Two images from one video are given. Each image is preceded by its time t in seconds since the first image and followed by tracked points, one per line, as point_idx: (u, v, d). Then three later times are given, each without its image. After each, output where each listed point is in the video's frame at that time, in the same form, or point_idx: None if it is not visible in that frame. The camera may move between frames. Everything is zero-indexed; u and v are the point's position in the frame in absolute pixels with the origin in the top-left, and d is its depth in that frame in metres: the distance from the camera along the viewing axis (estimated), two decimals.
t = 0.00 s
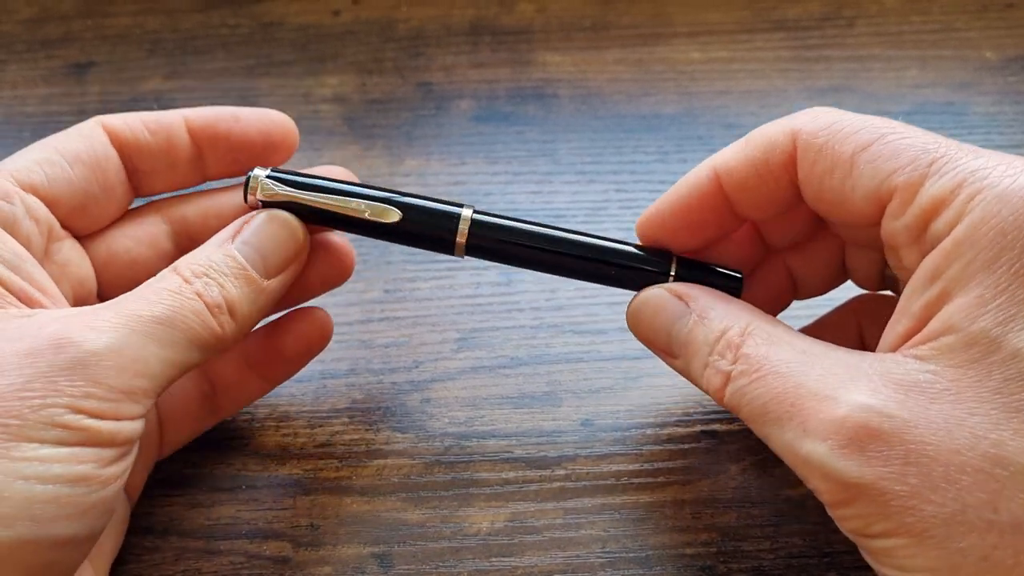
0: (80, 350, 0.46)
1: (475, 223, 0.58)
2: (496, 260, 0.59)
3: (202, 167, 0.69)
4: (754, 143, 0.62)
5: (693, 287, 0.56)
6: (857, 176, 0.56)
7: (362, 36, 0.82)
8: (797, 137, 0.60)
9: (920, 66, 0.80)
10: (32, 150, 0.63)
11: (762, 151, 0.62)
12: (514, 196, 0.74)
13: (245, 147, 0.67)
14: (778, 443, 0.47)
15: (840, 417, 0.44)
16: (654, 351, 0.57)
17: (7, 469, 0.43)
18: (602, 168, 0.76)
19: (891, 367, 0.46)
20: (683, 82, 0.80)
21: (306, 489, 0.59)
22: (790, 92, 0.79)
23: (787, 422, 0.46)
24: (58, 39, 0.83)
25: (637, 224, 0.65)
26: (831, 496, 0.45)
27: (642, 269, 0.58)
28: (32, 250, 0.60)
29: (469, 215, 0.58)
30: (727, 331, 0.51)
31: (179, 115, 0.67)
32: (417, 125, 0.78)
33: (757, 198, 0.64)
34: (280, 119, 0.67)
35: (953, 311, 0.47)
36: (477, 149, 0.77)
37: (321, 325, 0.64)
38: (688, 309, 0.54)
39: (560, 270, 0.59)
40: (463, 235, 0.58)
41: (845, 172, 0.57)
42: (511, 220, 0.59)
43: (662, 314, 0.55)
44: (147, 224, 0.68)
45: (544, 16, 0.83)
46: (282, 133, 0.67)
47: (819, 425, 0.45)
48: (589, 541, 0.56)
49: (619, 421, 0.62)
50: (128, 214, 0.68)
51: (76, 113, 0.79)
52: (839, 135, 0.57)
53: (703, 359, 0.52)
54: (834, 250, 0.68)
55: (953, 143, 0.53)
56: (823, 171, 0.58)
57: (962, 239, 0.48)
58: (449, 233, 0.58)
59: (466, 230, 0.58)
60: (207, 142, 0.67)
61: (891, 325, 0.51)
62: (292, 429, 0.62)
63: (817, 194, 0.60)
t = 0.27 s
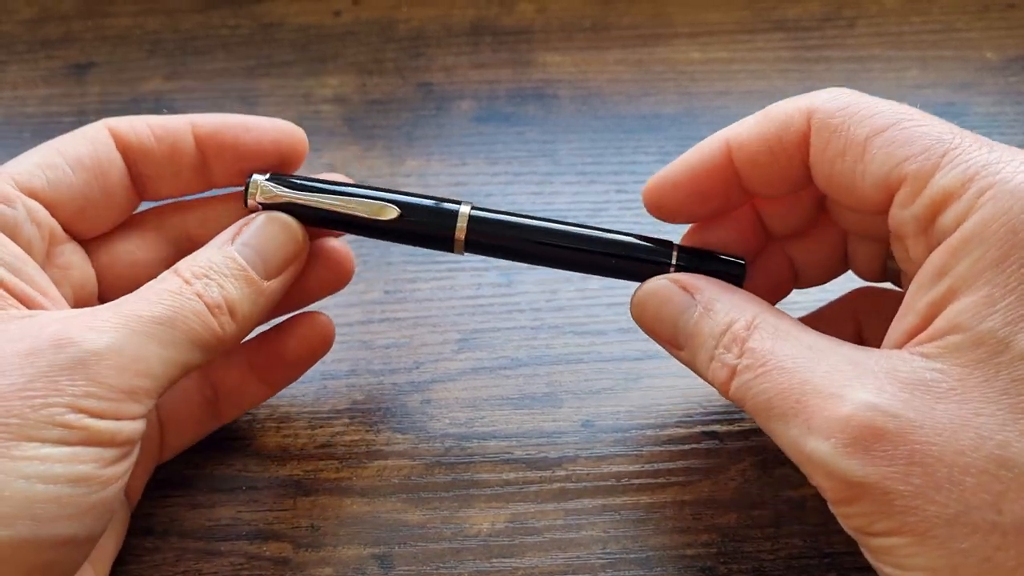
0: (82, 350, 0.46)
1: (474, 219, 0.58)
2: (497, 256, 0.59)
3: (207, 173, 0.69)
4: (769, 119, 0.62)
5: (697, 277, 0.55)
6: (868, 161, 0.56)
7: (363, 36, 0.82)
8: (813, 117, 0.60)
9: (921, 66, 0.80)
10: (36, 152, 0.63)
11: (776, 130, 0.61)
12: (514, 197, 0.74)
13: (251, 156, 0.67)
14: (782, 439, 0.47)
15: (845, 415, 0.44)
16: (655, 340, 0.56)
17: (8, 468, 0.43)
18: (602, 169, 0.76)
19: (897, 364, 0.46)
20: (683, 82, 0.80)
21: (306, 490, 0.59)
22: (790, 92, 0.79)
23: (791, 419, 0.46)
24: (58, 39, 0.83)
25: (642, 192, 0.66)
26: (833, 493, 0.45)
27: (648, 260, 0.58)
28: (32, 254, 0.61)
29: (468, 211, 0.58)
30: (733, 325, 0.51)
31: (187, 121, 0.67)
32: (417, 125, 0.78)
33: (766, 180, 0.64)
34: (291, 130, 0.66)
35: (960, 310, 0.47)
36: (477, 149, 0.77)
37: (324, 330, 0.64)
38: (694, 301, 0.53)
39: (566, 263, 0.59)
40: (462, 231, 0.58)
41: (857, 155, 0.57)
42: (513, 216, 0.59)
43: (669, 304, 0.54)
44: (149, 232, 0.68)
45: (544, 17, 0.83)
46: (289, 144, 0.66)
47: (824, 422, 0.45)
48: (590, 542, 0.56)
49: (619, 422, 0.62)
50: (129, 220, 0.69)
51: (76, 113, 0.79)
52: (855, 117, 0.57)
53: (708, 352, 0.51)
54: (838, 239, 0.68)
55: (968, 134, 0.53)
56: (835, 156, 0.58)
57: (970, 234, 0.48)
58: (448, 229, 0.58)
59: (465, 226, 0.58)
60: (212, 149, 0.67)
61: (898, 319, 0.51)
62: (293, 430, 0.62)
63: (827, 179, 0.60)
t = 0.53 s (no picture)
0: (74, 343, 0.46)
1: (469, 210, 0.58)
2: (493, 247, 0.59)
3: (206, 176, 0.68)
4: (770, 117, 0.62)
5: (703, 269, 0.55)
6: (869, 160, 0.56)
7: (363, 37, 0.83)
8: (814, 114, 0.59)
9: (921, 66, 0.80)
10: (37, 152, 0.63)
11: (777, 127, 0.61)
12: (514, 196, 0.74)
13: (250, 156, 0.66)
14: (784, 434, 0.47)
15: (846, 411, 0.44)
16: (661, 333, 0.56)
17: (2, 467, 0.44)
18: (602, 169, 0.76)
19: (900, 361, 0.46)
20: (684, 82, 0.80)
21: (306, 489, 0.59)
22: (791, 92, 0.79)
23: (794, 414, 0.46)
24: (58, 39, 0.83)
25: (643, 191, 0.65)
26: (834, 489, 0.45)
27: (650, 252, 0.58)
28: (31, 254, 0.61)
29: (464, 202, 0.58)
30: (738, 320, 0.50)
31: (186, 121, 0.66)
32: (418, 125, 0.78)
33: (767, 177, 0.64)
34: (289, 132, 0.66)
35: (963, 307, 0.47)
36: (477, 149, 0.76)
37: (324, 330, 0.63)
38: (699, 294, 0.53)
39: (568, 255, 0.59)
40: (458, 222, 0.58)
41: (858, 154, 0.57)
42: (510, 207, 0.59)
43: (672, 298, 0.53)
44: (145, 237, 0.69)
45: (544, 17, 0.83)
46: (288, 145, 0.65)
47: (825, 418, 0.45)
48: (590, 541, 0.56)
49: (619, 421, 0.62)
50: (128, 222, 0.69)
51: (76, 113, 0.79)
52: (856, 115, 0.57)
53: (712, 345, 0.51)
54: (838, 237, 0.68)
55: (969, 132, 0.53)
56: (836, 153, 0.58)
57: (972, 232, 0.48)
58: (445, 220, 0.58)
59: (460, 217, 0.58)
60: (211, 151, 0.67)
61: (899, 319, 0.51)
62: (293, 430, 0.62)
63: (828, 177, 0.60)
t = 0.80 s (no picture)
0: (60, 333, 0.46)
1: (467, 210, 0.58)
2: (490, 245, 0.59)
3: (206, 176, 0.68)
4: (767, 120, 0.62)
5: (705, 266, 0.55)
6: (867, 162, 0.56)
7: (363, 37, 0.82)
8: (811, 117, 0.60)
9: (921, 66, 0.80)
10: (38, 154, 0.63)
11: (774, 129, 0.61)
12: (514, 196, 0.74)
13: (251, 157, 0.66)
14: (785, 432, 0.47)
15: (846, 410, 0.44)
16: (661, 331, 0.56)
17: None
18: (602, 169, 0.76)
19: (900, 362, 0.46)
20: (684, 82, 0.80)
21: (306, 490, 0.59)
22: (790, 92, 0.79)
23: (794, 412, 0.46)
24: (58, 39, 0.83)
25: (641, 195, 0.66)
26: (832, 488, 0.45)
27: (648, 252, 0.58)
28: (29, 256, 0.61)
29: (461, 202, 0.58)
30: (740, 319, 0.50)
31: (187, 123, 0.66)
32: (418, 125, 0.78)
33: (764, 179, 0.64)
34: (290, 137, 0.66)
35: (960, 309, 0.47)
36: (477, 149, 0.76)
37: (324, 333, 0.63)
38: (700, 292, 0.53)
39: (563, 254, 0.59)
40: (456, 221, 0.58)
41: (855, 156, 0.57)
42: (507, 204, 0.59)
43: (672, 295, 0.54)
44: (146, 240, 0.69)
45: (544, 17, 0.83)
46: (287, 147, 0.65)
47: (824, 416, 0.45)
48: (590, 542, 0.56)
49: (619, 422, 0.62)
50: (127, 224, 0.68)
51: (76, 113, 0.79)
52: (853, 118, 0.57)
53: (714, 343, 0.51)
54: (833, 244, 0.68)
55: (966, 134, 0.53)
56: (834, 155, 0.58)
57: (969, 234, 0.48)
58: (442, 221, 0.58)
59: (458, 216, 0.58)
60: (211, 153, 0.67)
61: (897, 322, 0.51)
62: (293, 430, 0.62)
63: (826, 179, 0.60)
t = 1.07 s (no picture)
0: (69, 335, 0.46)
1: (443, 215, 0.59)
2: (478, 241, 0.58)
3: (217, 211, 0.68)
4: (791, 92, 0.57)
5: (692, 242, 0.52)
6: (902, 142, 0.52)
7: (363, 36, 0.83)
8: (840, 90, 0.55)
9: (922, 66, 0.80)
10: (58, 177, 0.64)
11: (798, 104, 0.57)
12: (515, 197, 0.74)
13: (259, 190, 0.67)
14: (794, 434, 0.45)
15: (868, 417, 0.42)
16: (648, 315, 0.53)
17: None
18: (602, 169, 0.76)
19: (929, 365, 0.43)
20: (684, 83, 0.80)
21: (306, 490, 0.59)
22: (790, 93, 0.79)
23: (809, 417, 0.43)
24: (58, 39, 0.83)
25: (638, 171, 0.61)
26: (849, 497, 0.43)
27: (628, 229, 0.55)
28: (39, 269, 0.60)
29: (436, 207, 0.59)
30: (738, 306, 0.47)
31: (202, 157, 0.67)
32: (418, 125, 0.78)
33: (780, 159, 0.60)
34: (297, 172, 0.66)
35: (1002, 308, 0.43)
36: (478, 149, 0.77)
37: (328, 353, 0.63)
38: (690, 273, 0.50)
39: (538, 244, 0.57)
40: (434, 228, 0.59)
41: (891, 136, 0.53)
42: (485, 203, 0.58)
43: (661, 276, 0.50)
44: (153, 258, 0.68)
45: (544, 17, 0.83)
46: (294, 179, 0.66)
47: (846, 423, 0.42)
48: (590, 542, 0.56)
49: (620, 422, 0.62)
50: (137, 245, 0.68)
51: (76, 113, 0.79)
52: (889, 92, 0.53)
53: (708, 331, 0.48)
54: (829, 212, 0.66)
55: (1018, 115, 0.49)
56: (864, 136, 0.54)
57: (1019, 229, 0.44)
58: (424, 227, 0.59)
59: (435, 224, 0.59)
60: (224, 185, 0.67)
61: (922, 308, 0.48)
62: (293, 430, 0.62)
63: (853, 160, 0.56)
